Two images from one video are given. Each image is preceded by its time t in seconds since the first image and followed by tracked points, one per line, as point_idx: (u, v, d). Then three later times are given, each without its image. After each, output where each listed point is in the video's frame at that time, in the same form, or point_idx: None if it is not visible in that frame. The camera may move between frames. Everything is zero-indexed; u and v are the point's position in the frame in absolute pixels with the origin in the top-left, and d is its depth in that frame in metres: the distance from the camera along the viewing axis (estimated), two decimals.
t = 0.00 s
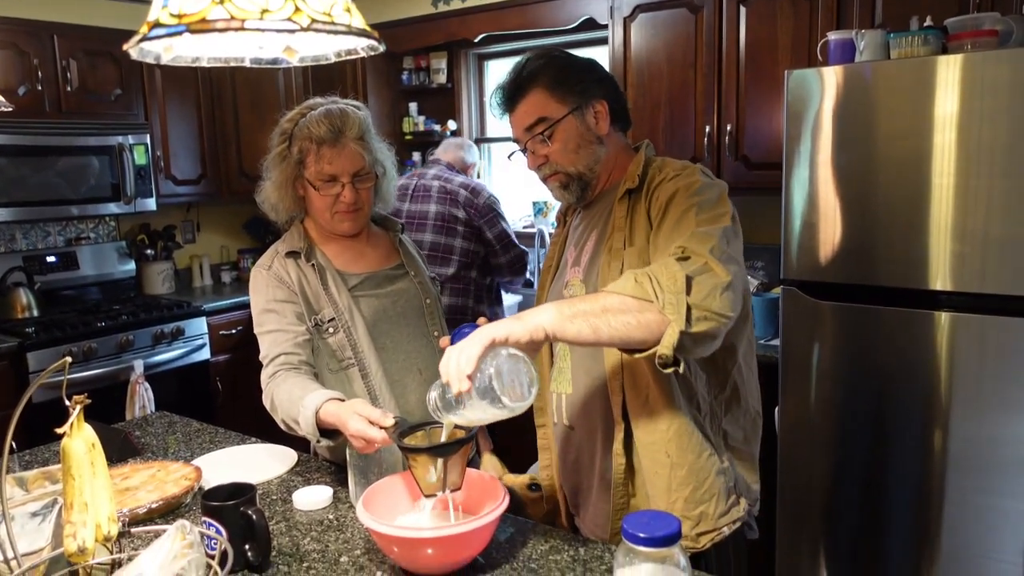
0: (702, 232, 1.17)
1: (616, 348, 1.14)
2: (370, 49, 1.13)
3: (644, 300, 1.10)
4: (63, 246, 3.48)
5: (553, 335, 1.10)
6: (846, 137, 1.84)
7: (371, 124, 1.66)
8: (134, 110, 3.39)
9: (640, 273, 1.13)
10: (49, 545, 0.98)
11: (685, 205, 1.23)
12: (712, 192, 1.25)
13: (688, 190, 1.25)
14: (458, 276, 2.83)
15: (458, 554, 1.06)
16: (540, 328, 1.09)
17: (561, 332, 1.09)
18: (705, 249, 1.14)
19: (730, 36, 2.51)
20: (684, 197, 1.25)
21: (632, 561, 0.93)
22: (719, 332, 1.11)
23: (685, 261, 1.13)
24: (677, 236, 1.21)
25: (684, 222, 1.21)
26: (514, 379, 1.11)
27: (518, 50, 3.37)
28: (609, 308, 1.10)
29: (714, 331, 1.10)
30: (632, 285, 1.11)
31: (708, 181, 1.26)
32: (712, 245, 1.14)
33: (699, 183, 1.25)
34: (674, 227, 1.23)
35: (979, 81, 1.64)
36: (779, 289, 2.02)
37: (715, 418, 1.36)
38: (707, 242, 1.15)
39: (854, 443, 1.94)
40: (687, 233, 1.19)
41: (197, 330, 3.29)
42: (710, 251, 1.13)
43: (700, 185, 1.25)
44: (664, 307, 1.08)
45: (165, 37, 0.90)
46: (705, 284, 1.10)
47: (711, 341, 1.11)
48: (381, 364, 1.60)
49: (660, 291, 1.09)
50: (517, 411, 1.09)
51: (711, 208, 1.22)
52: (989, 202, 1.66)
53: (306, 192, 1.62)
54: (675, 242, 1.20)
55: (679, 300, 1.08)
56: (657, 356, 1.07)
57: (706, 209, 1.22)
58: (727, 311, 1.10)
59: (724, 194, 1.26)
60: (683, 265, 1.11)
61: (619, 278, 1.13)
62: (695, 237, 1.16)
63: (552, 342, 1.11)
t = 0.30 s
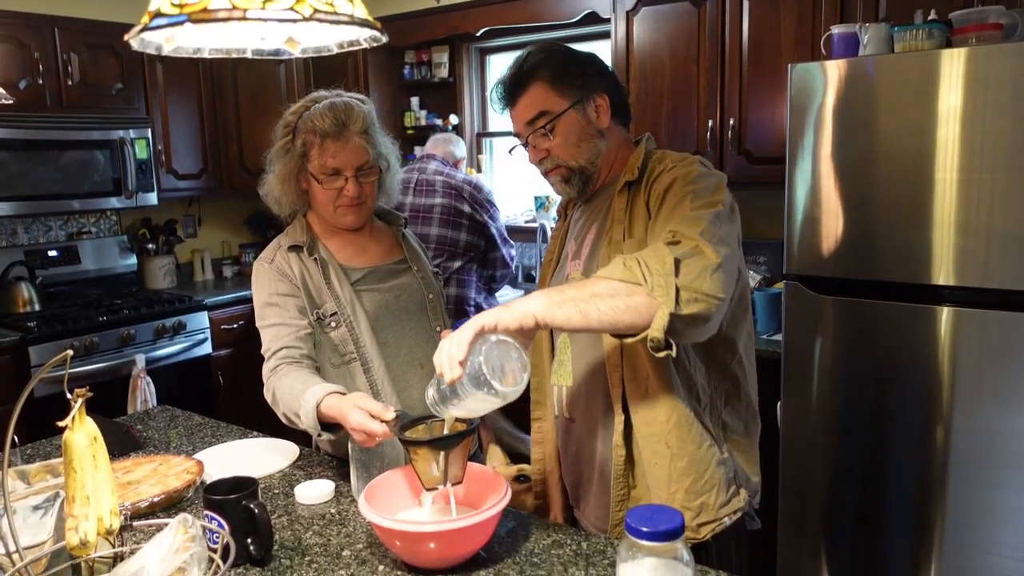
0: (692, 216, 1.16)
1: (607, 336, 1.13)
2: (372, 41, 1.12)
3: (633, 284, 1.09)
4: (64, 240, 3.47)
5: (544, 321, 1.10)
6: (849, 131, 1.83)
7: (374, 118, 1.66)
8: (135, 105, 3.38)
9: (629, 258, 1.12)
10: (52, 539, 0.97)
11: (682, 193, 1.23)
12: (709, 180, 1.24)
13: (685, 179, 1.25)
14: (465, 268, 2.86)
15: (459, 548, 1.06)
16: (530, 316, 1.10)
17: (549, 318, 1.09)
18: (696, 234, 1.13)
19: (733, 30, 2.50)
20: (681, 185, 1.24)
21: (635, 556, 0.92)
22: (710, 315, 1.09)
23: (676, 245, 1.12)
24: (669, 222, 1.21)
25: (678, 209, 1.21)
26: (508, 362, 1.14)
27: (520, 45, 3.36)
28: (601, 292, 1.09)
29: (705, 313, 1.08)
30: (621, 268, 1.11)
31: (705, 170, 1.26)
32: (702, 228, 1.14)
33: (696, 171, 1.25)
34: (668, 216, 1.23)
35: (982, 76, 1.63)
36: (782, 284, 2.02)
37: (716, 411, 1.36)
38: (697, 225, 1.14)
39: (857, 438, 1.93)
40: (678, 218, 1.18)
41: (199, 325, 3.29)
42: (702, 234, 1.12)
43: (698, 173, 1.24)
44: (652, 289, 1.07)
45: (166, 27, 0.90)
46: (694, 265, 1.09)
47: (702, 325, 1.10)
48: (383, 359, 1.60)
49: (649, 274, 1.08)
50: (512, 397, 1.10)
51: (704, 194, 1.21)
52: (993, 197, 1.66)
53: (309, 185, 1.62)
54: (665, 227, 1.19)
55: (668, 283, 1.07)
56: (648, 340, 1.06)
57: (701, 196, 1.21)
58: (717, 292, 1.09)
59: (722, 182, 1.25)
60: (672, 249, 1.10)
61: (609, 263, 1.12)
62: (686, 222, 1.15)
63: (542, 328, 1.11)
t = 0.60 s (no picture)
0: (674, 201, 1.15)
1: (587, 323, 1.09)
2: (370, 40, 1.12)
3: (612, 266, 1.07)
4: (61, 241, 3.47)
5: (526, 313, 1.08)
6: (847, 130, 1.83)
7: (373, 119, 1.65)
8: (132, 105, 3.38)
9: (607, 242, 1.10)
10: (48, 542, 0.98)
11: (672, 185, 1.23)
12: (698, 172, 1.23)
13: (675, 173, 1.24)
14: (463, 266, 2.86)
15: (458, 548, 1.05)
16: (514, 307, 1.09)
17: (530, 309, 1.07)
18: (675, 216, 1.12)
19: (731, 30, 2.50)
20: (672, 178, 1.24)
21: (635, 557, 0.92)
22: (691, 296, 1.07)
23: (655, 228, 1.11)
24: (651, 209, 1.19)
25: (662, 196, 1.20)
26: (493, 348, 1.14)
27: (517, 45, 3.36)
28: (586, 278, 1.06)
29: (686, 292, 1.06)
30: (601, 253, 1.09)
31: (695, 164, 1.25)
32: (682, 210, 1.12)
33: (686, 165, 1.25)
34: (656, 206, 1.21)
35: (980, 76, 1.63)
36: (780, 284, 2.02)
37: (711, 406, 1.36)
38: (677, 208, 1.13)
39: (855, 437, 1.93)
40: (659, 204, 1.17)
41: (196, 326, 3.28)
42: (683, 216, 1.11)
43: (688, 168, 1.24)
44: (631, 269, 1.05)
45: (163, 26, 0.90)
46: (673, 245, 1.08)
47: (683, 306, 1.07)
48: (381, 360, 1.59)
49: (627, 255, 1.06)
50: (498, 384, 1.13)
51: (688, 183, 1.20)
52: (991, 195, 1.66)
53: (307, 185, 1.61)
54: (647, 213, 1.18)
55: (646, 264, 1.05)
56: (630, 323, 1.04)
57: (686, 185, 1.20)
58: (696, 270, 1.07)
59: (712, 175, 1.24)
60: (650, 231, 1.09)
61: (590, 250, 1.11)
62: (667, 206, 1.14)
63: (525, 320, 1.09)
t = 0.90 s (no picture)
0: (654, 182, 1.16)
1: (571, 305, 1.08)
2: (370, 31, 1.11)
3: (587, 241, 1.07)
4: (59, 235, 3.46)
5: (506, 302, 1.07)
6: (847, 125, 1.83)
7: (373, 112, 1.65)
8: (130, 99, 3.36)
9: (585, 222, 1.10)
10: (47, 536, 0.96)
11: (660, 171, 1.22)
12: (688, 158, 1.23)
13: (664, 161, 1.25)
14: (457, 260, 2.86)
15: (457, 544, 1.05)
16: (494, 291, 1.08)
17: (506, 296, 1.07)
18: (652, 192, 1.11)
19: (731, 25, 2.49)
20: (661, 165, 1.24)
21: (635, 552, 0.92)
22: (667, 265, 1.04)
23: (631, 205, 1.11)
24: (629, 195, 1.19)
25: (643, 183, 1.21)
26: (463, 327, 1.04)
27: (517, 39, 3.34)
28: (565, 259, 1.06)
29: (661, 260, 1.03)
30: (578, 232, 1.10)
31: (686, 152, 1.25)
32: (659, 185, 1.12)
33: (673, 153, 1.25)
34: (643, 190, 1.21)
35: (981, 72, 1.62)
36: (780, 279, 2.01)
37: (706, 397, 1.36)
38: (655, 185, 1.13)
39: (855, 433, 1.93)
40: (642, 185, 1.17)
41: (194, 320, 3.27)
42: (659, 192, 1.11)
43: (678, 155, 1.24)
44: (605, 243, 1.04)
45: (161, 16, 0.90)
46: (648, 216, 1.07)
47: (661, 276, 1.04)
48: (380, 355, 1.59)
49: (601, 230, 1.06)
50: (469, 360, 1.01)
51: (670, 166, 1.20)
52: (991, 191, 1.65)
53: (306, 179, 1.60)
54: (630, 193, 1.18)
55: (619, 236, 1.04)
56: (607, 298, 1.04)
57: (670, 167, 1.20)
58: (671, 237, 1.04)
59: (704, 164, 1.24)
60: (623, 207, 1.09)
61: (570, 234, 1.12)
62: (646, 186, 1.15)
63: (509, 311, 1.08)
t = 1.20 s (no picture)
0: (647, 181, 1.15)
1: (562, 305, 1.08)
2: (372, 29, 1.11)
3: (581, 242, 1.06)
4: (58, 234, 3.45)
5: (499, 304, 1.09)
6: (848, 127, 1.82)
7: (373, 112, 1.64)
8: (129, 97, 3.36)
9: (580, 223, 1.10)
10: (46, 536, 0.96)
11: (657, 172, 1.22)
12: (683, 158, 1.23)
13: (659, 161, 1.25)
14: (446, 259, 2.85)
15: (456, 546, 1.05)
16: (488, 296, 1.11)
17: (498, 297, 1.08)
18: (646, 192, 1.11)
19: (732, 25, 2.49)
20: (657, 166, 1.24)
21: (636, 553, 0.91)
22: (660, 263, 1.03)
23: (625, 204, 1.10)
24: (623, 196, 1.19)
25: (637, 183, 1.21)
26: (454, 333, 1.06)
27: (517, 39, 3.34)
28: (556, 259, 1.06)
29: (654, 259, 1.03)
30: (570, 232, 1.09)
31: (682, 153, 1.26)
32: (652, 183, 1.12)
33: (668, 153, 1.26)
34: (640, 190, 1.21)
35: (982, 73, 1.62)
36: (780, 281, 2.01)
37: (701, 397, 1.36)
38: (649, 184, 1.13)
39: (854, 434, 1.93)
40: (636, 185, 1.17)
41: (193, 320, 3.27)
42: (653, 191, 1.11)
43: (674, 155, 1.24)
44: (598, 242, 1.04)
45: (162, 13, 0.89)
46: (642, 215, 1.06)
47: (653, 275, 1.03)
48: (380, 354, 1.59)
49: (595, 230, 1.06)
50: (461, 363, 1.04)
51: (663, 167, 1.20)
52: (992, 193, 1.65)
53: (306, 179, 1.60)
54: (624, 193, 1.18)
55: (611, 234, 1.04)
56: (601, 296, 1.03)
57: (665, 167, 1.20)
58: (663, 235, 1.04)
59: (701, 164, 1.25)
60: (617, 207, 1.08)
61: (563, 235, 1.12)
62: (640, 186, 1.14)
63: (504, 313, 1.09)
